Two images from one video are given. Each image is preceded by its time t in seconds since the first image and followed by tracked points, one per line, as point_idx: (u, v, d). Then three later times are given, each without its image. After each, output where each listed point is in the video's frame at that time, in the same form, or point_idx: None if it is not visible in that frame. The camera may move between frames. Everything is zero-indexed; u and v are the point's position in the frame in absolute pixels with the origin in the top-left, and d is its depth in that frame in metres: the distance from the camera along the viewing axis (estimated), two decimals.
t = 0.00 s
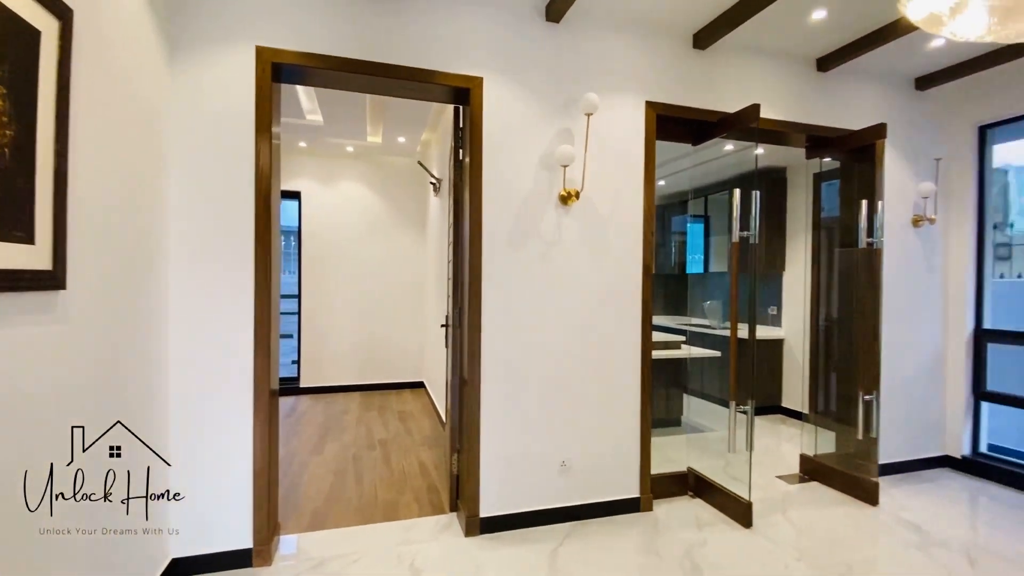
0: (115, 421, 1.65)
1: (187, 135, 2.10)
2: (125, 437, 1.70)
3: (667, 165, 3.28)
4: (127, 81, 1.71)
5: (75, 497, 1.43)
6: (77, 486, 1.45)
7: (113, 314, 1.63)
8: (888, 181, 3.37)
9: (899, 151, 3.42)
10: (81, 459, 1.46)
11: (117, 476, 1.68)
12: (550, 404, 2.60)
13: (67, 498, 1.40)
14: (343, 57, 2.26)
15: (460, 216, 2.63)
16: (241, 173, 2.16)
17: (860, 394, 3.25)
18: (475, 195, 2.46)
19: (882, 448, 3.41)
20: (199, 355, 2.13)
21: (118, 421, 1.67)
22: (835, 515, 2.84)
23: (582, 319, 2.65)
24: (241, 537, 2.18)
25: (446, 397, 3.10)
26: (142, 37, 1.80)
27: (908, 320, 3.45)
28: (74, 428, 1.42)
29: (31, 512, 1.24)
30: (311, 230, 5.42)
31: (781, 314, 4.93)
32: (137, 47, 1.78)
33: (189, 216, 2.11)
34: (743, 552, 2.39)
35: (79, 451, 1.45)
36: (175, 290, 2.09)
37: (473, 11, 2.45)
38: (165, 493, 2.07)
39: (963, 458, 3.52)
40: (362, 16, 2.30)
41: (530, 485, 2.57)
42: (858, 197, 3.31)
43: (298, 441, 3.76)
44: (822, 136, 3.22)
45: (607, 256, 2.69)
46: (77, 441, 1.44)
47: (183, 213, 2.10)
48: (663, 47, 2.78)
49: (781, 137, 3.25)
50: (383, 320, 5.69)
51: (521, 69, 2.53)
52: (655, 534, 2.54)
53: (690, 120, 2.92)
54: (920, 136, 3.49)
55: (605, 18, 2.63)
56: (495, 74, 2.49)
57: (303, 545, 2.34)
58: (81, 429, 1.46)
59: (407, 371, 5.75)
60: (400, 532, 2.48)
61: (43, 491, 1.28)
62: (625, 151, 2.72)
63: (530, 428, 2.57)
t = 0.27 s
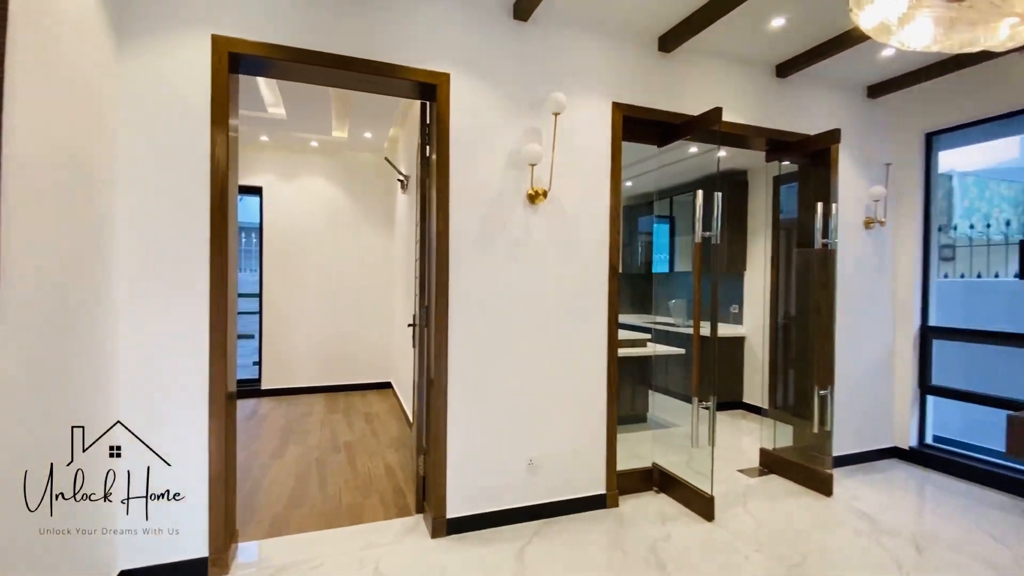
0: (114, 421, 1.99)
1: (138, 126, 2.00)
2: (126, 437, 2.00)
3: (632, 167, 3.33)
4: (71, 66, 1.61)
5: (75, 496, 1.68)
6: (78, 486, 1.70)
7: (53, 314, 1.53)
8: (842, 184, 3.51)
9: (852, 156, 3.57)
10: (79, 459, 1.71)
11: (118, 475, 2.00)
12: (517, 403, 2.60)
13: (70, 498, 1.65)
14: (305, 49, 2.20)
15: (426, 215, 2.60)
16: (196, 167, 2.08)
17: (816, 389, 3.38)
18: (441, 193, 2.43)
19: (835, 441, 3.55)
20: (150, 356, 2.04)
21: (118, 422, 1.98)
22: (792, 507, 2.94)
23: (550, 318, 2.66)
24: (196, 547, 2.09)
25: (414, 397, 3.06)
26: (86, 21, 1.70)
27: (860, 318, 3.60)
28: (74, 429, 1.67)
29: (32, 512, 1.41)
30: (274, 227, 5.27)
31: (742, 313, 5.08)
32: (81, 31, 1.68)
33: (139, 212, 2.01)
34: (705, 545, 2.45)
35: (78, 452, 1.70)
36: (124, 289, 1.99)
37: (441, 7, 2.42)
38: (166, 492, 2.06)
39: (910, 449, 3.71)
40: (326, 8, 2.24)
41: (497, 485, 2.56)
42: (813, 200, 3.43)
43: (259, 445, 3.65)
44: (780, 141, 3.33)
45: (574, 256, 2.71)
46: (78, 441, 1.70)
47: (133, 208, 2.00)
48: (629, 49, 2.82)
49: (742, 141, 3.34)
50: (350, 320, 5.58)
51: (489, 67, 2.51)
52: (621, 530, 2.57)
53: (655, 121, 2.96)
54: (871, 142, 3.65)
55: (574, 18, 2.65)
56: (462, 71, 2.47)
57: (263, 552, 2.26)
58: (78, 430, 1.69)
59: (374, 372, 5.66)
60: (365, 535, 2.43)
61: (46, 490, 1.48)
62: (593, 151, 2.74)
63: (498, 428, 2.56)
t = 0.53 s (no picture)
0: (112, 422, 1.95)
1: (79, 116, 1.89)
2: (129, 436, 1.97)
3: (596, 168, 3.37)
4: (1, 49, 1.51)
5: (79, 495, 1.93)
6: (78, 486, 1.93)
7: None
8: (795, 188, 3.66)
9: (804, 161, 3.72)
10: (82, 458, 1.92)
11: (119, 476, 1.96)
12: (482, 402, 2.59)
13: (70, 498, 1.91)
14: (262, 39, 2.12)
15: (390, 213, 2.56)
16: (144, 160, 1.98)
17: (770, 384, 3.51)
18: (405, 190, 2.39)
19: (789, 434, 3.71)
20: (94, 359, 1.93)
21: (117, 421, 1.96)
22: (748, 499, 3.05)
23: (514, 317, 2.66)
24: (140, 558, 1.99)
25: (376, 398, 3.01)
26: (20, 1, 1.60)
27: (812, 316, 3.77)
28: (73, 430, 1.91)
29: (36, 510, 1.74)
30: (230, 224, 5.07)
31: (702, 311, 5.23)
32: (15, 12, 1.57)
33: (80, 206, 1.90)
34: (665, 538, 2.50)
35: (80, 450, 1.92)
36: (64, 289, 1.87)
37: (404, 2, 2.39)
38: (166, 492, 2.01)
39: (856, 440, 3.90)
40: None
41: (462, 485, 2.54)
42: (768, 202, 3.56)
43: (214, 449, 3.51)
44: (737, 145, 3.44)
45: (538, 255, 2.72)
46: (78, 441, 1.92)
47: (73, 203, 1.89)
48: (593, 51, 2.85)
49: (701, 144, 3.44)
50: (311, 320, 5.43)
51: (454, 64, 2.50)
52: (584, 527, 2.60)
53: (619, 123, 3.01)
54: (821, 148, 3.82)
55: (540, 18, 2.66)
56: (426, 68, 2.44)
57: (217, 562, 2.18)
58: (81, 430, 1.93)
59: (336, 373, 5.54)
60: (325, 540, 2.38)
61: (45, 492, 1.82)
62: (558, 151, 2.76)
63: (463, 428, 2.54)
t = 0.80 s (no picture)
0: (114, 421, 1.92)
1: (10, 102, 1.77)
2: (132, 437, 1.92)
3: (560, 168, 3.41)
4: None
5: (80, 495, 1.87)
6: (79, 486, 1.87)
7: None
8: (749, 191, 3.81)
9: (758, 165, 3.87)
10: (82, 458, 1.87)
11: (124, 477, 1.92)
12: (445, 402, 2.57)
13: (69, 497, 1.86)
14: (213, 27, 2.04)
15: (350, 210, 2.51)
16: (84, 150, 1.86)
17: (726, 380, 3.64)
18: (365, 187, 2.35)
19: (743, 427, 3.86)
20: (28, 362, 1.81)
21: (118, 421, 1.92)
22: (705, 492, 3.14)
23: (478, 316, 2.65)
24: (77, 571, 1.86)
25: (337, 400, 2.94)
26: None
27: (764, 314, 3.93)
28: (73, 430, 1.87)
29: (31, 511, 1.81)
30: (180, 220, 4.84)
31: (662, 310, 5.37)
32: None
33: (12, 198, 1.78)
34: (626, 533, 2.55)
35: (79, 451, 1.87)
36: None
37: None
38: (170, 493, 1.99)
39: (805, 432, 4.10)
40: None
41: (424, 486, 2.52)
42: (724, 205, 3.69)
43: (163, 456, 3.35)
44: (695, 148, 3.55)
45: (502, 254, 2.72)
46: (78, 441, 1.87)
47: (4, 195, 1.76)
48: (556, 52, 2.88)
49: (661, 147, 3.53)
50: (267, 320, 5.25)
51: (416, 60, 2.46)
52: (547, 524, 2.62)
53: (581, 125, 3.05)
54: (773, 153, 3.99)
55: (503, 17, 2.66)
56: (388, 63, 2.40)
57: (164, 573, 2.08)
58: (81, 429, 1.88)
59: (295, 375, 5.38)
60: (282, 547, 2.30)
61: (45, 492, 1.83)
62: (521, 151, 2.77)
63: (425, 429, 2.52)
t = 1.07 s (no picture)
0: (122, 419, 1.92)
1: None
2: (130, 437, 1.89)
3: (522, 169, 3.43)
4: None
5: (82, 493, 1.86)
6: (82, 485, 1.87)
7: None
8: (704, 193, 3.94)
9: (712, 169, 4.01)
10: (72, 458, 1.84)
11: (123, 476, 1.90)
12: (407, 403, 2.54)
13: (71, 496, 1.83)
14: (158, 12, 1.93)
15: (306, 206, 2.44)
16: (13, 139, 1.73)
17: (682, 376, 3.76)
18: (323, 184, 2.29)
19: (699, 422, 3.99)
20: None
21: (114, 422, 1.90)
22: (663, 486, 3.23)
23: (440, 316, 2.63)
24: None
25: (292, 402, 2.85)
26: None
27: (719, 313, 4.07)
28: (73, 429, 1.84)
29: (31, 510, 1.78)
30: (123, 215, 4.58)
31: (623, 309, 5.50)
32: None
33: None
34: (586, 529, 2.59)
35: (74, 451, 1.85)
36: None
37: None
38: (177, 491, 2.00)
39: (757, 426, 4.27)
40: None
41: (384, 489, 2.48)
42: (681, 207, 3.80)
43: (104, 464, 3.16)
44: (654, 151, 3.64)
45: (463, 253, 2.71)
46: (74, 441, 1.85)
47: None
48: (519, 52, 2.89)
49: (621, 150, 3.60)
50: (219, 321, 5.04)
51: (376, 55, 2.42)
52: (508, 522, 2.63)
53: (543, 126, 3.08)
54: (727, 157, 4.14)
55: (465, 15, 2.65)
56: (346, 57, 2.34)
57: None
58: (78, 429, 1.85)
59: (249, 378, 5.19)
60: (233, 556, 2.21)
61: (44, 491, 1.79)
62: (483, 150, 2.77)
63: (385, 430, 2.47)
